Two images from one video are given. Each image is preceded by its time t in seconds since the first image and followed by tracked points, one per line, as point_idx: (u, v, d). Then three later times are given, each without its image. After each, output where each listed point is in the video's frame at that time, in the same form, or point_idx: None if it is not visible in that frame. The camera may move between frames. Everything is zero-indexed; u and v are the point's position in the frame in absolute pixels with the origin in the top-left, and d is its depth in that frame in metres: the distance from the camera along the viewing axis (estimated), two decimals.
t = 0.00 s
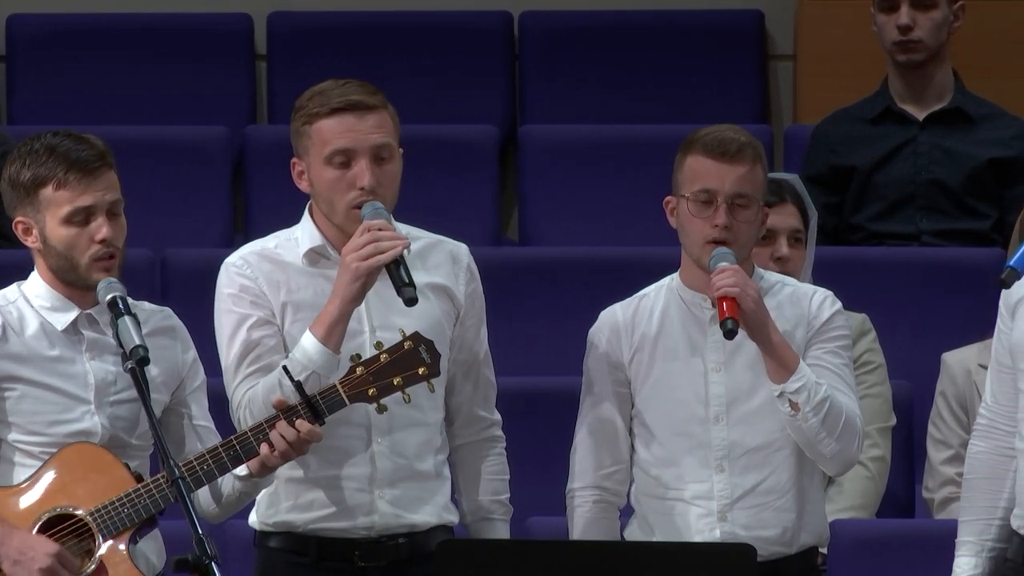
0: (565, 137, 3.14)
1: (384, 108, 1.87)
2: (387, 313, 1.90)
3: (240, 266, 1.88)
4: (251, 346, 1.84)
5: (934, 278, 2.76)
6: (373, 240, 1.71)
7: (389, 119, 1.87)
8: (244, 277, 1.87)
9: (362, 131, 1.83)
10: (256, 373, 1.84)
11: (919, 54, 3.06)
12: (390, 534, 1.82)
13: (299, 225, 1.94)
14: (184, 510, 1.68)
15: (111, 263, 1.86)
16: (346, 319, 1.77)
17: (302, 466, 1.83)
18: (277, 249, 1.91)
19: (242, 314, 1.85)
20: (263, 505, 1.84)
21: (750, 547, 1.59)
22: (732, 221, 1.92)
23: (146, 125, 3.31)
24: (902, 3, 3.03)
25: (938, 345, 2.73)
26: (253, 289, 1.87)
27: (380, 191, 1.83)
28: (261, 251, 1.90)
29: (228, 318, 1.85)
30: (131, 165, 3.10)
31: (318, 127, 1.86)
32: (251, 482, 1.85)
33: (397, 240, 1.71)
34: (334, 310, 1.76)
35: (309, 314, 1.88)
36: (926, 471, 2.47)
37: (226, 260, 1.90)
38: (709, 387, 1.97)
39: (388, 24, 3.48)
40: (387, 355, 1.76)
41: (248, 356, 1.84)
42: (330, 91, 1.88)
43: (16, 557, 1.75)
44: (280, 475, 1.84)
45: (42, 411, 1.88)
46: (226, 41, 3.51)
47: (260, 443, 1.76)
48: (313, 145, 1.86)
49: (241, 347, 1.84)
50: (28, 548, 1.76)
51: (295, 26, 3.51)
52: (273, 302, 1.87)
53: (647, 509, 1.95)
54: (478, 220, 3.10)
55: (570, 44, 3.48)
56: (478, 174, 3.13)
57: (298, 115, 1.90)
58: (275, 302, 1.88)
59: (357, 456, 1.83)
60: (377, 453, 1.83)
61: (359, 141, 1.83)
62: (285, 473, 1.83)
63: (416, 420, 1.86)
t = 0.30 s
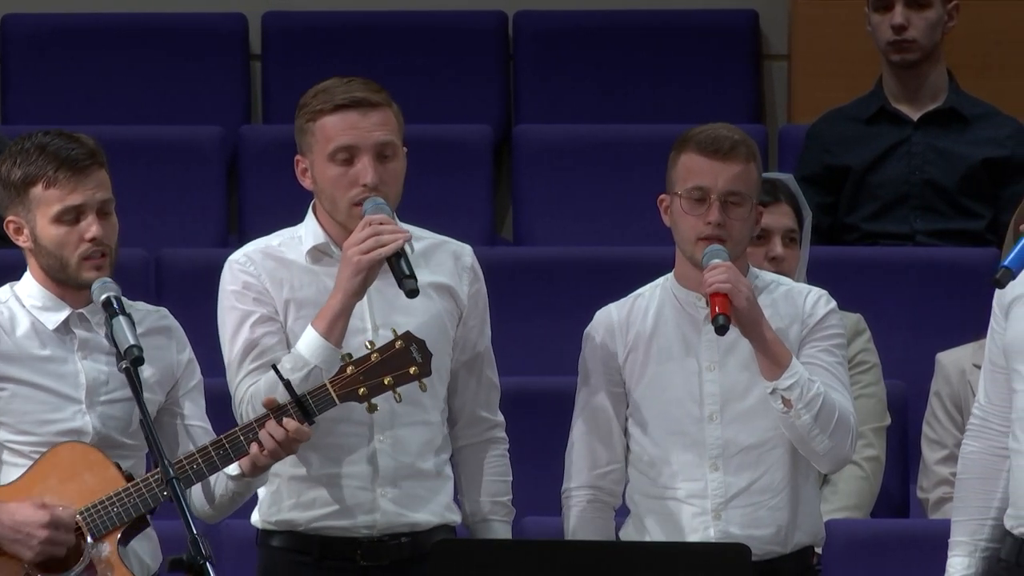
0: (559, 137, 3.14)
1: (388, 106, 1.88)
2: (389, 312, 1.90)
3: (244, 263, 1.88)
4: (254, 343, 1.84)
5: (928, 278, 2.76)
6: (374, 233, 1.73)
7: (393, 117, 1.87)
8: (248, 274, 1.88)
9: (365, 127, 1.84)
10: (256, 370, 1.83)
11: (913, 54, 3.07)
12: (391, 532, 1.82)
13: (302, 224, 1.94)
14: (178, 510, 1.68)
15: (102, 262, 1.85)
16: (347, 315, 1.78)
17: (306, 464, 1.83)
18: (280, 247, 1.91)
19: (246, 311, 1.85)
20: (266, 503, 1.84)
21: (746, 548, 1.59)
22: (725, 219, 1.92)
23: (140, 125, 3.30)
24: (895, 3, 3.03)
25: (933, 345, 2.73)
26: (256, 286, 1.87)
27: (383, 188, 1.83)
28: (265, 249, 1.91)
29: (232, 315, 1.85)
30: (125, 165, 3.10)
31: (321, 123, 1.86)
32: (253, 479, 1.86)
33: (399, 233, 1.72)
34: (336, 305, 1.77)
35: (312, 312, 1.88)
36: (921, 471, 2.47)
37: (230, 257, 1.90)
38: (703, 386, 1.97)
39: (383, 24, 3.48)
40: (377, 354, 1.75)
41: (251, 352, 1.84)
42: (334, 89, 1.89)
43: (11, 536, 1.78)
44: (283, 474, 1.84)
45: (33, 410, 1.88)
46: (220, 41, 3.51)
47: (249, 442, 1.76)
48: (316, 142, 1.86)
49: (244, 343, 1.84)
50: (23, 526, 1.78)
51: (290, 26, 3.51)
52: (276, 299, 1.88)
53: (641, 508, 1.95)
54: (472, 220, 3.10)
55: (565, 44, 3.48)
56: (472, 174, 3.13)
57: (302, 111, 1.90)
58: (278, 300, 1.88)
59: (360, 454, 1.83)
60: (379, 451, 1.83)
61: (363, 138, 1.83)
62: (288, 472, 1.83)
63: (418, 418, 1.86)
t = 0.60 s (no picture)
0: (554, 137, 3.14)
1: (404, 103, 1.88)
2: (401, 309, 1.90)
3: (258, 258, 1.89)
4: (266, 336, 1.84)
5: (923, 278, 2.76)
6: (385, 225, 1.73)
7: (409, 114, 1.88)
8: (262, 269, 1.88)
9: (380, 124, 1.85)
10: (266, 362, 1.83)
11: (908, 54, 3.06)
12: (402, 530, 1.82)
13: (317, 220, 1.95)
14: (173, 509, 1.68)
15: (98, 264, 1.86)
16: (358, 307, 1.79)
17: (316, 461, 1.83)
18: (294, 244, 1.92)
19: (258, 304, 1.85)
20: (277, 500, 1.84)
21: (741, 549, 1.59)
22: (719, 219, 1.92)
23: (135, 125, 3.31)
24: (890, 3, 3.03)
25: (927, 345, 2.73)
26: (269, 280, 1.88)
27: (397, 184, 1.83)
28: (279, 244, 1.91)
29: (245, 309, 1.86)
30: (121, 165, 3.10)
31: (337, 119, 1.87)
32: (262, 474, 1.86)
33: (409, 225, 1.72)
34: (348, 297, 1.78)
35: (325, 307, 1.88)
36: (915, 472, 2.47)
37: (244, 253, 1.91)
38: (696, 387, 1.97)
39: (378, 25, 3.49)
40: (371, 353, 1.75)
41: (263, 346, 1.84)
42: (351, 84, 1.90)
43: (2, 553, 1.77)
44: (294, 471, 1.84)
45: (28, 410, 1.89)
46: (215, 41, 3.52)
47: (244, 441, 1.77)
48: (331, 137, 1.87)
49: (256, 337, 1.84)
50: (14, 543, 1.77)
51: (284, 26, 3.51)
52: (289, 294, 1.88)
53: (635, 509, 1.95)
54: (467, 220, 3.10)
55: (559, 44, 3.48)
56: (467, 174, 3.13)
57: (319, 107, 1.91)
58: (291, 294, 1.88)
59: (370, 450, 1.83)
60: (390, 448, 1.83)
61: (377, 135, 1.84)
62: (299, 468, 1.83)
63: (429, 415, 1.86)
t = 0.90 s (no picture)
0: (549, 137, 3.14)
1: (424, 105, 1.89)
2: (416, 309, 1.90)
3: (275, 255, 1.90)
4: (279, 334, 1.85)
5: (918, 279, 2.76)
6: (399, 223, 1.74)
7: (428, 117, 1.88)
8: (278, 266, 1.89)
9: (399, 126, 1.85)
10: (279, 360, 1.84)
11: (903, 54, 3.06)
12: (417, 528, 1.82)
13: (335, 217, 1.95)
14: (167, 511, 1.68)
15: (93, 271, 1.85)
16: (371, 305, 1.79)
17: (329, 459, 1.84)
18: (312, 241, 1.92)
19: (273, 302, 1.86)
20: (291, 499, 1.85)
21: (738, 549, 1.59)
22: (714, 222, 1.92)
23: (130, 125, 3.31)
24: (885, 3, 3.03)
25: (922, 345, 2.73)
26: (285, 277, 1.88)
27: (414, 187, 1.84)
28: (296, 241, 1.92)
29: (259, 306, 1.87)
30: (115, 165, 3.10)
31: (356, 120, 1.88)
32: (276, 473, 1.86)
33: (423, 222, 1.74)
34: (359, 295, 1.78)
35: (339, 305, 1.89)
36: (910, 472, 2.47)
37: (261, 249, 1.91)
38: (691, 388, 1.97)
39: (372, 25, 3.49)
40: (372, 359, 1.76)
41: (275, 344, 1.85)
42: (371, 85, 1.90)
43: (9, 535, 1.78)
44: (308, 469, 1.84)
45: (23, 411, 1.89)
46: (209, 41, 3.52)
47: (243, 445, 1.77)
48: (350, 137, 1.87)
49: (270, 336, 1.86)
50: (22, 525, 1.78)
51: (278, 26, 3.51)
52: (304, 291, 1.89)
53: (629, 509, 1.95)
54: (461, 220, 3.10)
55: (554, 44, 3.48)
56: (462, 174, 3.13)
57: (338, 106, 1.92)
58: (305, 291, 1.89)
59: (383, 450, 1.84)
60: (403, 447, 1.84)
61: (395, 138, 1.84)
62: (314, 467, 1.84)
63: (442, 414, 1.86)
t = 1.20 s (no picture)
0: (543, 137, 3.15)
1: (441, 106, 1.90)
2: (428, 310, 1.91)
3: (290, 255, 1.91)
4: (291, 333, 1.86)
5: (913, 279, 2.76)
6: (409, 226, 1.75)
7: (445, 118, 1.89)
8: (293, 266, 1.90)
9: (414, 127, 1.86)
10: (291, 359, 1.85)
11: (898, 54, 3.06)
12: (427, 530, 1.83)
13: (353, 219, 1.97)
14: (162, 510, 1.68)
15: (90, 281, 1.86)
16: (380, 308, 1.79)
17: (339, 460, 1.85)
18: (329, 242, 1.93)
19: (287, 301, 1.87)
20: (302, 499, 1.86)
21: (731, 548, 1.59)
22: (706, 221, 1.92)
23: (125, 125, 3.31)
24: (880, 2, 3.03)
25: (917, 345, 2.73)
26: (299, 277, 1.89)
27: (427, 187, 1.85)
28: (311, 241, 1.93)
29: (273, 305, 1.88)
30: (110, 165, 3.10)
31: (373, 119, 1.89)
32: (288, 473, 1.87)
33: (432, 224, 1.74)
34: (369, 298, 1.78)
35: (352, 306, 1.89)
36: (905, 471, 2.47)
37: (277, 248, 1.93)
38: (684, 388, 1.96)
39: (367, 25, 3.49)
40: (367, 359, 1.75)
41: (288, 343, 1.86)
42: (389, 85, 1.91)
43: None
44: (319, 469, 1.85)
45: (20, 411, 1.89)
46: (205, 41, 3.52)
47: (239, 446, 1.77)
48: (366, 137, 1.89)
49: (282, 334, 1.87)
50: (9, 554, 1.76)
51: (273, 26, 3.51)
52: (317, 291, 1.90)
53: (622, 510, 1.95)
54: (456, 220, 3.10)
55: (550, 44, 3.48)
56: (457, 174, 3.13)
57: (357, 106, 1.93)
58: (319, 292, 1.90)
59: (393, 451, 1.85)
60: (414, 449, 1.85)
61: (410, 139, 1.85)
62: (325, 467, 1.85)
63: (453, 416, 1.87)
